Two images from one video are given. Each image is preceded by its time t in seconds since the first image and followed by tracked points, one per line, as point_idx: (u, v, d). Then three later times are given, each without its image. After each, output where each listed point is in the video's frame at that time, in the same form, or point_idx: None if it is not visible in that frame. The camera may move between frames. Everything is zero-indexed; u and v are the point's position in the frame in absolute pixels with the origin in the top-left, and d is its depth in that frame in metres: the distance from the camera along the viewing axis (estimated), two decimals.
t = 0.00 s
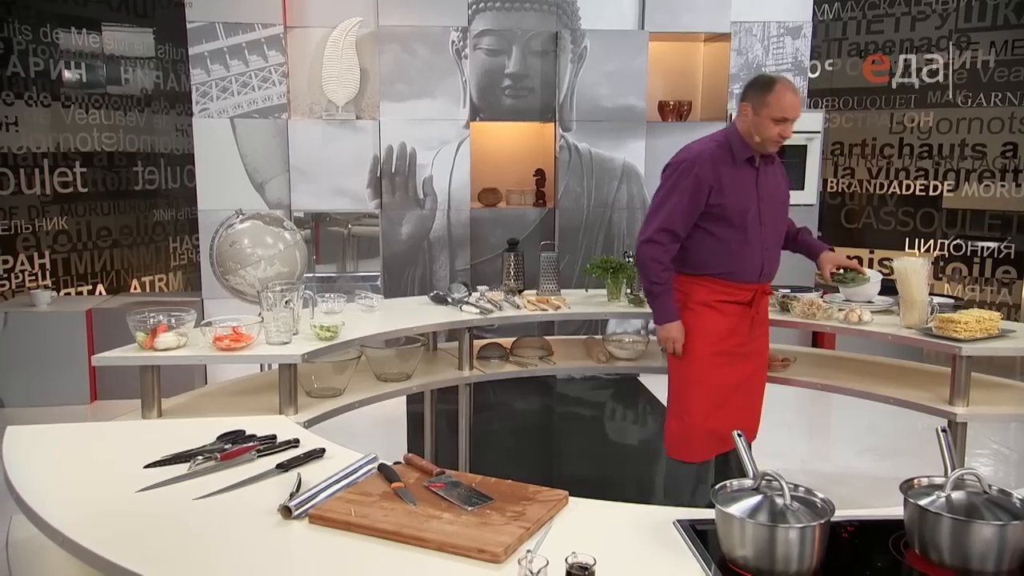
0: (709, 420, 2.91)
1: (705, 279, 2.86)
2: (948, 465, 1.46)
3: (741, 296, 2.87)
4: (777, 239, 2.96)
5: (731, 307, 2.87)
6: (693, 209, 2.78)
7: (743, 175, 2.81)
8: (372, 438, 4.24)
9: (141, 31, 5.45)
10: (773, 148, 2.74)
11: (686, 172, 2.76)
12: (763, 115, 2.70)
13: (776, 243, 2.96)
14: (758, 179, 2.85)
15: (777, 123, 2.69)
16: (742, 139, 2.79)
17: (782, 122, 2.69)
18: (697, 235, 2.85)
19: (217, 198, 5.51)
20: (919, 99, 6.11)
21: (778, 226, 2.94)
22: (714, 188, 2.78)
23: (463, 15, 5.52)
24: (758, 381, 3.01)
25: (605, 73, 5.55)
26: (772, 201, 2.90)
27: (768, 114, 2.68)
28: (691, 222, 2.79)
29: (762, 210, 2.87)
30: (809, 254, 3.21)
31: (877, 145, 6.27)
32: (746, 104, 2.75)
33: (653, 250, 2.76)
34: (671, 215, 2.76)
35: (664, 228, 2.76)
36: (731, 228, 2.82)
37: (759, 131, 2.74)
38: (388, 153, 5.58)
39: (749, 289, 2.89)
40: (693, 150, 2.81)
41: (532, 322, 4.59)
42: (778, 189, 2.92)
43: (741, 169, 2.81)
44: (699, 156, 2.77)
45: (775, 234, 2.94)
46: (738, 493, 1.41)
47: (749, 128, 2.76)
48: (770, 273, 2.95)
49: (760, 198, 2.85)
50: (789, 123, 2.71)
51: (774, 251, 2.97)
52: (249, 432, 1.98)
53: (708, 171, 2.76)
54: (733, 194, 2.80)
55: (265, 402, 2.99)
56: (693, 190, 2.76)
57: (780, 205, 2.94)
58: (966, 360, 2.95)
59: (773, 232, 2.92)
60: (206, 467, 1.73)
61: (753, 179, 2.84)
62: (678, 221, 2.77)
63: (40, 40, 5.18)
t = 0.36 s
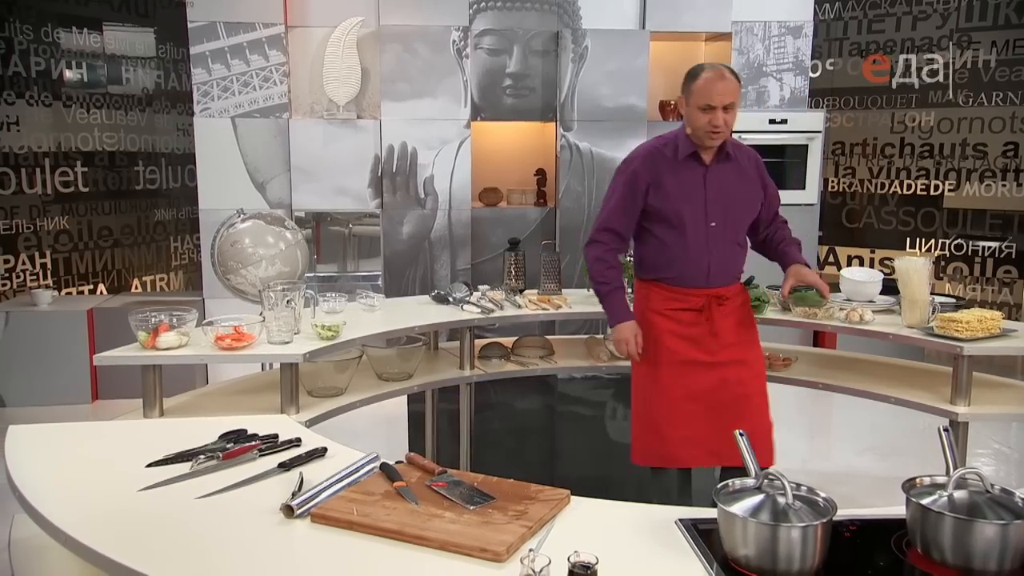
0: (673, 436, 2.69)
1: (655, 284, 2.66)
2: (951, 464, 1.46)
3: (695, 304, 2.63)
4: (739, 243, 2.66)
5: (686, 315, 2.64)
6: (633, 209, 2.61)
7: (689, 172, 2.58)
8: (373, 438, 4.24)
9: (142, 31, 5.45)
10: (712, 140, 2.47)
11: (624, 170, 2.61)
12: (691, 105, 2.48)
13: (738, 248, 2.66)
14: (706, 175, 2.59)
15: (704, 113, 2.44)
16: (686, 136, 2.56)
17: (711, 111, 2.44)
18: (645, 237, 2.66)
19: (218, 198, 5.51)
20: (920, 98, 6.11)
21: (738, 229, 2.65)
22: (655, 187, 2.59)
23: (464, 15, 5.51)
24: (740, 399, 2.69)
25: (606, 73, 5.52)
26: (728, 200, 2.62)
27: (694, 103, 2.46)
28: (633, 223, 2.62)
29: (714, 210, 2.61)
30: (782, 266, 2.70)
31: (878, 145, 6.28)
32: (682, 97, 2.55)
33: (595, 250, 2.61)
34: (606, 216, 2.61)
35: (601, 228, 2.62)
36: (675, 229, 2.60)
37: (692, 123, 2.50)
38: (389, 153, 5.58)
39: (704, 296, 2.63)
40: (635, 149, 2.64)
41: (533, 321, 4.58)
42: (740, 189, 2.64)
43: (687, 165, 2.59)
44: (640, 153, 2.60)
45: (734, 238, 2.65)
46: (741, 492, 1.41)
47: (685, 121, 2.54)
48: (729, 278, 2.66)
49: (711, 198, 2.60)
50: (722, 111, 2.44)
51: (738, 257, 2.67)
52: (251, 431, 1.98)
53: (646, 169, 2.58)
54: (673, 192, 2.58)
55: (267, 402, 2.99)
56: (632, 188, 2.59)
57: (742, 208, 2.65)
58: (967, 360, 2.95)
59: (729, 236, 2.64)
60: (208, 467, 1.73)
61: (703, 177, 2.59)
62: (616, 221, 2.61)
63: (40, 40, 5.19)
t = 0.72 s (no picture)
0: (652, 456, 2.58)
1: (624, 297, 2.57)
2: (953, 464, 1.45)
3: (649, 324, 2.46)
4: (708, 264, 2.41)
5: (643, 338, 2.48)
6: (603, 217, 2.59)
7: (655, 182, 2.46)
8: (374, 438, 4.24)
9: (143, 31, 5.45)
10: (680, 147, 2.28)
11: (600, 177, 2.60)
12: (659, 107, 2.30)
13: (707, 269, 2.41)
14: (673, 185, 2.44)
15: (670, 116, 2.26)
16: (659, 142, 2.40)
17: (677, 114, 2.26)
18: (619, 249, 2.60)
19: (219, 196, 5.51)
20: (922, 98, 6.11)
21: (707, 247, 2.42)
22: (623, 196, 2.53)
23: (465, 14, 5.51)
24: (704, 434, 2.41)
25: (606, 72, 5.47)
26: (694, 216, 2.42)
27: (661, 105, 2.28)
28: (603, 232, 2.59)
29: (678, 224, 2.43)
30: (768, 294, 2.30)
31: (879, 144, 6.28)
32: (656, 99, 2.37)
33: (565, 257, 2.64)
34: (577, 224, 2.63)
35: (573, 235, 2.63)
36: (636, 241, 2.50)
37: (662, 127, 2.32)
38: (391, 152, 5.58)
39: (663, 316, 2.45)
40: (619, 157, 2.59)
41: (534, 320, 4.58)
42: (714, 203, 2.42)
43: (654, 175, 2.47)
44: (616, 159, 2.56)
45: (701, 257, 2.42)
46: (743, 491, 1.41)
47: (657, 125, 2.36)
48: (692, 302, 2.42)
49: (676, 210, 2.43)
50: (687, 114, 2.25)
51: (708, 279, 2.41)
52: (253, 430, 1.98)
53: (615, 176, 2.54)
54: (633, 204, 2.50)
55: (268, 401, 2.99)
56: (602, 195, 2.57)
57: (714, 224, 2.42)
58: (968, 359, 2.94)
59: (696, 254, 2.42)
60: (210, 466, 1.73)
61: (670, 187, 2.44)
62: (588, 228, 2.61)
63: (41, 39, 5.19)
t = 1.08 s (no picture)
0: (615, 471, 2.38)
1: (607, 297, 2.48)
2: (954, 462, 1.46)
3: (625, 329, 2.34)
4: (680, 265, 2.28)
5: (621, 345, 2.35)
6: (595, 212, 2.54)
7: (635, 175, 2.37)
8: (375, 437, 4.24)
9: (144, 30, 5.44)
10: (657, 138, 2.18)
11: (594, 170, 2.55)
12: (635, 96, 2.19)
13: (679, 270, 2.29)
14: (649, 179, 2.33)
15: (645, 106, 2.16)
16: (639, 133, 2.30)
17: (652, 104, 2.15)
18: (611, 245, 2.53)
19: (219, 195, 5.50)
20: (923, 98, 6.11)
21: (680, 248, 2.29)
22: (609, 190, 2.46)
23: (466, 13, 5.51)
24: (681, 443, 2.31)
25: (608, 72, 5.43)
26: (671, 212, 2.30)
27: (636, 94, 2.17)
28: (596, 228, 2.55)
29: (654, 222, 2.32)
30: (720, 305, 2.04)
31: (881, 144, 6.30)
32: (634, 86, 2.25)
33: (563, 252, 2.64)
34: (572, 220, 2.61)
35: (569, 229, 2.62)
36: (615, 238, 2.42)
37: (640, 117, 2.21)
38: (392, 151, 5.58)
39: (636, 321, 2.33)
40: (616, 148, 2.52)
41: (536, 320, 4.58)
42: (690, 199, 2.28)
43: (636, 167, 2.37)
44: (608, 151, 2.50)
45: (675, 258, 2.29)
46: (746, 489, 1.41)
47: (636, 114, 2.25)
48: (664, 307, 2.30)
49: (651, 206, 2.32)
50: (663, 104, 2.14)
51: (681, 282, 2.29)
52: (255, 429, 1.99)
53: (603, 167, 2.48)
54: (613, 199, 2.42)
55: (269, 400, 2.99)
56: (592, 189, 2.52)
57: (688, 222, 2.28)
58: (970, 359, 2.93)
59: (669, 255, 2.30)
60: (211, 464, 1.73)
61: (648, 182, 2.34)
62: (581, 223, 2.58)
63: (41, 39, 5.21)
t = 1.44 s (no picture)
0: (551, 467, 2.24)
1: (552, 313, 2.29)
2: (957, 461, 1.46)
3: (569, 351, 2.17)
4: (625, 282, 2.09)
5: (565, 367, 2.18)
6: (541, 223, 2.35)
7: (579, 185, 2.18)
8: (376, 437, 4.24)
9: (146, 30, 5.44)
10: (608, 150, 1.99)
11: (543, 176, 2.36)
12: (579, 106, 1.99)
13: (624, 288, 2.10)
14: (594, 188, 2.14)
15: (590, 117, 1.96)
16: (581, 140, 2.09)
17: (597, 114, 1.95)
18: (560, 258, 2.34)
19: (219, 195, 5.50)
20: (924, 97, 6.11)
21: (624, 265, 2.09)
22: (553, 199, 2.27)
23: (467, 13, 5.51)
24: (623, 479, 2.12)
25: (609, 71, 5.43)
26: (616, 224, 2.10)
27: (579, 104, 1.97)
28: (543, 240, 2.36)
29: (597, 236, 2.13)
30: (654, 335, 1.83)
31: (882, 143, 6.33)
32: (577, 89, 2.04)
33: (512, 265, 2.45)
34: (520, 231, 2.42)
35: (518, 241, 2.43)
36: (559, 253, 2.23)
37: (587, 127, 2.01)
38: (393, 151, 5.58)
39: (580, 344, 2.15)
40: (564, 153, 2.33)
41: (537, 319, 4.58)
42: (635, 211, 2.08)
43: (580, 178, 2.18)
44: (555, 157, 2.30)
45: (618, 275, 2.10)
46: (748, 488, 1.41)
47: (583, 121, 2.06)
48: (607, 329, 2.12)
49: (593, 219, 2.13)
50: (609, 112, 1.94)
51: (625, 301, 2.10)
52: (257, 428, 1.99)
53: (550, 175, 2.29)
54: (557, 209, 2.22)
55: (271, 399, 2.99)
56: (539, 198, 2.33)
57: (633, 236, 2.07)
58: (972, 358, 2.93)
59: (612, 273, 2.11)
60: (213, 463, 1.73)
61: (591, 192, 2.14)
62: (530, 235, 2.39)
63: (42, 39, 5.22)
